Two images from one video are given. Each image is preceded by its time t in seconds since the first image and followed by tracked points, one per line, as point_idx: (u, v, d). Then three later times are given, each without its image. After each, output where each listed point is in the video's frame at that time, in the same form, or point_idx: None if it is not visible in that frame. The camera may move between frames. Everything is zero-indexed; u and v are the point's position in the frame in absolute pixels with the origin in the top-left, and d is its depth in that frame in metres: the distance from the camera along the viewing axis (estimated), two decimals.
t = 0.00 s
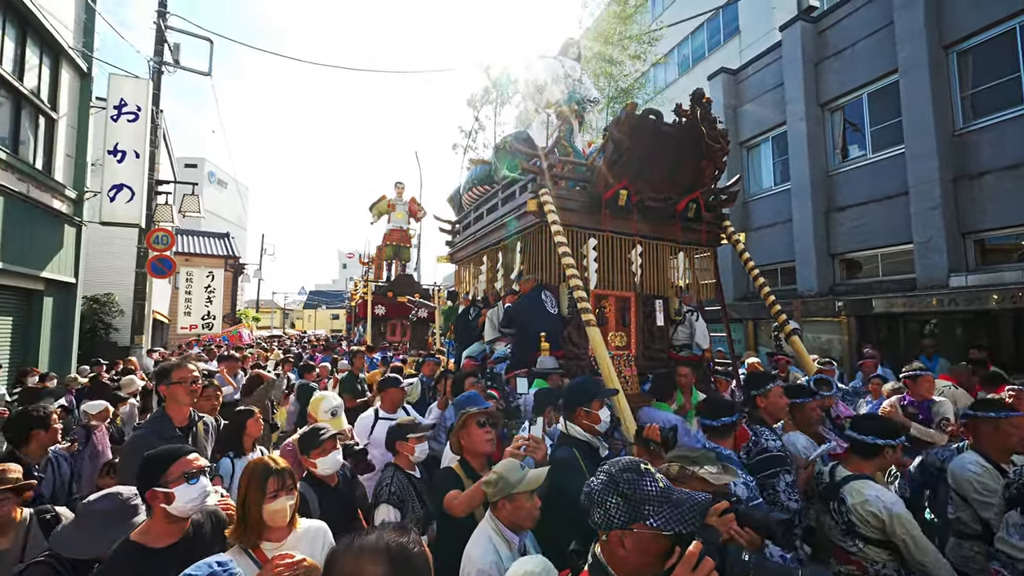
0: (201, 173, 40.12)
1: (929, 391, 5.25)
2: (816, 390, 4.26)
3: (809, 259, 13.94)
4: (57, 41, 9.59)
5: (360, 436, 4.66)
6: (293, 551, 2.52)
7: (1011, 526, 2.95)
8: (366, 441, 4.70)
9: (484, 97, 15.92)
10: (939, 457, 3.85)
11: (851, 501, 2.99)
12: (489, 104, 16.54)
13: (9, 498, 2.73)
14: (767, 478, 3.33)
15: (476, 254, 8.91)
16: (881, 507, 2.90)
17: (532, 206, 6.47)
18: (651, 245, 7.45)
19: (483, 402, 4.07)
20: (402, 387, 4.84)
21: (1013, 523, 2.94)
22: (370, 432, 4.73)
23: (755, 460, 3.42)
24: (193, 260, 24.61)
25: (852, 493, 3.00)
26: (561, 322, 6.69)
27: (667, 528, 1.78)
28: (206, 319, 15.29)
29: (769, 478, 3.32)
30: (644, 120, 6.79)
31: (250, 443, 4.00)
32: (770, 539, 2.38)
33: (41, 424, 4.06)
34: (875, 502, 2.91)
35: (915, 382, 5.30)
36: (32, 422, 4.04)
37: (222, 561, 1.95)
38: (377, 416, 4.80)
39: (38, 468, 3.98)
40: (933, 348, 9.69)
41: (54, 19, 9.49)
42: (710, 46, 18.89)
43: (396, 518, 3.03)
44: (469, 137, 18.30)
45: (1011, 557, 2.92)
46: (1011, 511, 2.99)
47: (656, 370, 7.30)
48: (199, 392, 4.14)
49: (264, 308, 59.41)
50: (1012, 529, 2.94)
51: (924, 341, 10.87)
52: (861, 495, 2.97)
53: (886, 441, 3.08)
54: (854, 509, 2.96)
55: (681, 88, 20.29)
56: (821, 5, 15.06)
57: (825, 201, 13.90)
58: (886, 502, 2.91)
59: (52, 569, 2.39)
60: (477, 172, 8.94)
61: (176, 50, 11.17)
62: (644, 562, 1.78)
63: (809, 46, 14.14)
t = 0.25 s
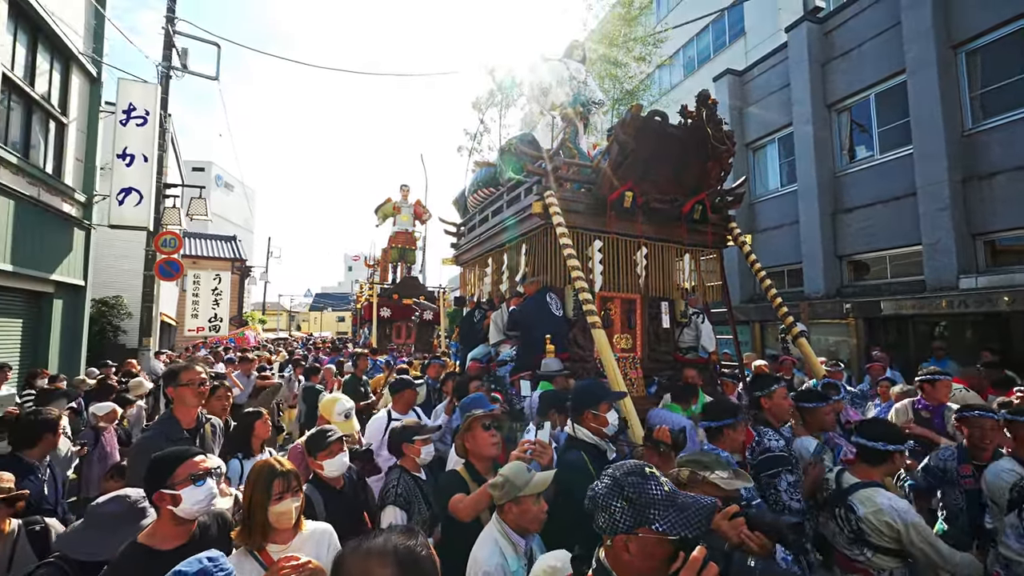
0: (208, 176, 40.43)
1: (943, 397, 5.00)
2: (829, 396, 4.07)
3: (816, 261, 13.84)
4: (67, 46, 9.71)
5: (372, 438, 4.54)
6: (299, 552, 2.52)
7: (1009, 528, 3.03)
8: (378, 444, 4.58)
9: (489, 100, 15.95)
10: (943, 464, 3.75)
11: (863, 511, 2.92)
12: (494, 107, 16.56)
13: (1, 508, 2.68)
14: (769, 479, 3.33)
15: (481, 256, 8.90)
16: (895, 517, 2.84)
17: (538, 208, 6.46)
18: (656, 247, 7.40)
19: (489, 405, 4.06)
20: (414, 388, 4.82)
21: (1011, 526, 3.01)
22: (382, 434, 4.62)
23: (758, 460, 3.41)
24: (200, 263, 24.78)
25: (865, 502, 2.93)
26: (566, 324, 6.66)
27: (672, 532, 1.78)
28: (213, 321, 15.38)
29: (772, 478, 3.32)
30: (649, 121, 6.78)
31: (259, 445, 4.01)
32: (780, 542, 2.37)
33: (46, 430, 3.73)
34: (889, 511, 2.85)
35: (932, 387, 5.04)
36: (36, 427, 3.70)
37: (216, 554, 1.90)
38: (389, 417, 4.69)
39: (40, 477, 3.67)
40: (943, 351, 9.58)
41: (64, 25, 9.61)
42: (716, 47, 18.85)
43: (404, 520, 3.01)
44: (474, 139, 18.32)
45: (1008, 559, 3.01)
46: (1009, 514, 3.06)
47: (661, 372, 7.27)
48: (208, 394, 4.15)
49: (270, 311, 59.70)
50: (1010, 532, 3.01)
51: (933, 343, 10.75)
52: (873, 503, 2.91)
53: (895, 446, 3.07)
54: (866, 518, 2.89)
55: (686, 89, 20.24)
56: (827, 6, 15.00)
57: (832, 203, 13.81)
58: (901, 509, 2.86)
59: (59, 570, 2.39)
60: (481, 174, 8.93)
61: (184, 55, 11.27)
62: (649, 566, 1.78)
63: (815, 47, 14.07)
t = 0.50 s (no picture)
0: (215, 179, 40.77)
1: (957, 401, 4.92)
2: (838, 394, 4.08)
3: (823, 263, 13.75)
4: (77, 51, 9.83)
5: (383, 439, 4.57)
6: (306, 554, 2.53)
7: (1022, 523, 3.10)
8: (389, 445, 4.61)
9: (494, 102, 15.99)
10: (953, 467, 3.68)
11: (868, 514, 2.80)
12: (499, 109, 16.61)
13: (0, 518, 2.68)
14: (776, 475, 3.54)
15: (486, 258, 8.92)
16: (900, 520, 2.70)
17: (543, 210, 6.46)
18: (662, 249, 7.37)
19: (495, 407, 4.06)
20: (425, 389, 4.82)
21: None
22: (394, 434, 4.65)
23: (764, 458, 3.62)
24: (207, 265, 24.98)
25: (870, 504, 2.81)
26: (571, 326, 6.66)
27: (676, 537, 1.77)
28: (220, 323, 15.49)
29: (778, 474, 3.53)
30: (653, 123, 6.76)
31: (268, 447, 4.03)
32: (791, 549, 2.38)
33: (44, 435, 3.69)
34: (894, 514, 2.72)
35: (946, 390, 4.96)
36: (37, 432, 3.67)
37: (202, 563, 1.94)
38: (401, 418, 4.72)
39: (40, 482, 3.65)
40: (952, 353, 9.49)
41: (75, 31, 9.73)
42: (721, 49, 18.82)
43: (410, 522, 3.01)
44: (479, 142, 18.37)
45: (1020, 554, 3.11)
46: None
47: (667, 374, 7.25)
48: (217, 396, 4.19)
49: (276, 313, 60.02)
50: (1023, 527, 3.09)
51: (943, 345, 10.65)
52: (879, 506, 2.79)
53: (901, 449, 3.01)
54: (871, 521, 2.78)
55: (692, 91, 20.21)
56: (833, 6, 14.93)
57: (839, 204, 13.72)
58: (907, 513, 2.71)
59: (69, 570, 2.40)
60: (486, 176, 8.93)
61: (192, 59, 11.38)
62: (652, 570, 1.79)
63: (821, 47, 14.01)
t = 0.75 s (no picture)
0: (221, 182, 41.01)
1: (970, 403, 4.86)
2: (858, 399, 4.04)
3: (830, 264, 13.66)
4: (87, 56, 9.93)
5: (393, 439, 4.62)
6: (312, 555, 2.53)
7: None
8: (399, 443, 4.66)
9: (499, 104, 16.01)
10: (968, 468, 3.66)
11: (869, 510, 2.86)
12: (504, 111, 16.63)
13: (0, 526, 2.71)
14: (780, 476, 3.51)
15: (491, 260, 8.91)
16: (899, 517, 2.77)
17: (548, 211, 6.45)
18: (668, 250, 7.36)
19: (500, 408, 4.06)
20: (433, 389, 4.81)
21: None
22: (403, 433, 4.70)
23: (769, 458, 3.58)
24: (213, 268, 25.12)
25: (872, 502, 2.87)
26: (577, 328, 6.64)
27: (682, 539, 1.77)
28: (226, 325, 15.56)
29: (782, 475, 3.50)
30: (659, 123, 6.71)
31: (275, 448, 4.05)
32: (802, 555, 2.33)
33: (27, 439, 3.45)
34: (894, 512, 2.79)
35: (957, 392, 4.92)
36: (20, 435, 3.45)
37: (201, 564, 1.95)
38: (410, 417, 4.78)
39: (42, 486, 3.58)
40: (962, 355, 9.40)
41: (84, 36, 9.84)
42: (726, 49, 18.76)
43: (416, 524, 3.02)
44: (484, 144, 18.40)
45: None
46: None
47: (673, 376, 7.22)
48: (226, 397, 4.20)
49: (282, 315, 60.27)
50: None
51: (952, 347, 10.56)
52: (879, 504, 2.85)
53: (903, 449, 3.00)
54: (872, 518, 2.84)
55: (697, 92, 20.15)
56: (839, 6, 14.86)
57: (846, 205, 13.63)
58: (907, 512, 2.78)
59: (79, 570, 2.42)
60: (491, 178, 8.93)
61: (199, 63, 11.48)
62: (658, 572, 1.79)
63: (827, 47, 13.94)
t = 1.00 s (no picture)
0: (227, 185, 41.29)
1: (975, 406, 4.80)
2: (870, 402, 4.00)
3: (837, 265, 13.56)
4: (95, 60, 10.02)
5: (395, 439, 4.64)
6: (318, 557, 2.53)
7: None
8: (401, 444, 4.68)
9: (503, 106, 16.03)
10: (981, 479, 3.57)
11: (872, 507, 2.86)
12: (508, 113, 16.65)
13: None
14: (790, 480, 3.30)
15: (496, 261, 8.90)
16: (902, 514, 2.77)
17: (553, 212, 6.43)
18: (674, 251, 7.34)
19: (506, 410, 4.06)
20: (434, 391, 4.79)
21: None
22: (405, 434, 4.71)
23: (779, 462, 3.38)
24: (220, 270, 25.29)
25: (874, 500, 2.87)
26: (582, 329, 6.63)
27: (691, 543, 1.78)
28: (232, 327, 15.64)
29: (792, 479, 3.29)
30: (664, 125, 6.67)
31: (281, 449, 4.06)
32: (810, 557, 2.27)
33: (31, 444, 3.45)
34: (897, 508, 2.78)
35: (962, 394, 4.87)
36: (24, 440, 3.44)
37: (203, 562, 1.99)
38: (412, 418, 4.77)
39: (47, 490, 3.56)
40: (971, 356, 9.30)
41: (92, 40, 9.94)
42: (731, 50, 18.71)
43: (421, 527, 3.02)
44: (488, 145, 18.42)
45: None
46: None
47: (679, 378, 7.20)
48: (237, 398, 4.21)
49: (287, 317, 60.57)
50: None
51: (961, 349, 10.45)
52: (882, 501, 2.84)
53: (913, 448, 3.00)
54: (875, 515, 2.84)
55: (702, 93, 20.09)
56: (845, 6, 14.78)
57: (852, 205, 13.55)
58: (911, 509, 2.78)
59: (84, 571, 2.42)
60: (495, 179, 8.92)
61: (206, 67, 11.56)
62: None
63: (834, 47, 13.86)
